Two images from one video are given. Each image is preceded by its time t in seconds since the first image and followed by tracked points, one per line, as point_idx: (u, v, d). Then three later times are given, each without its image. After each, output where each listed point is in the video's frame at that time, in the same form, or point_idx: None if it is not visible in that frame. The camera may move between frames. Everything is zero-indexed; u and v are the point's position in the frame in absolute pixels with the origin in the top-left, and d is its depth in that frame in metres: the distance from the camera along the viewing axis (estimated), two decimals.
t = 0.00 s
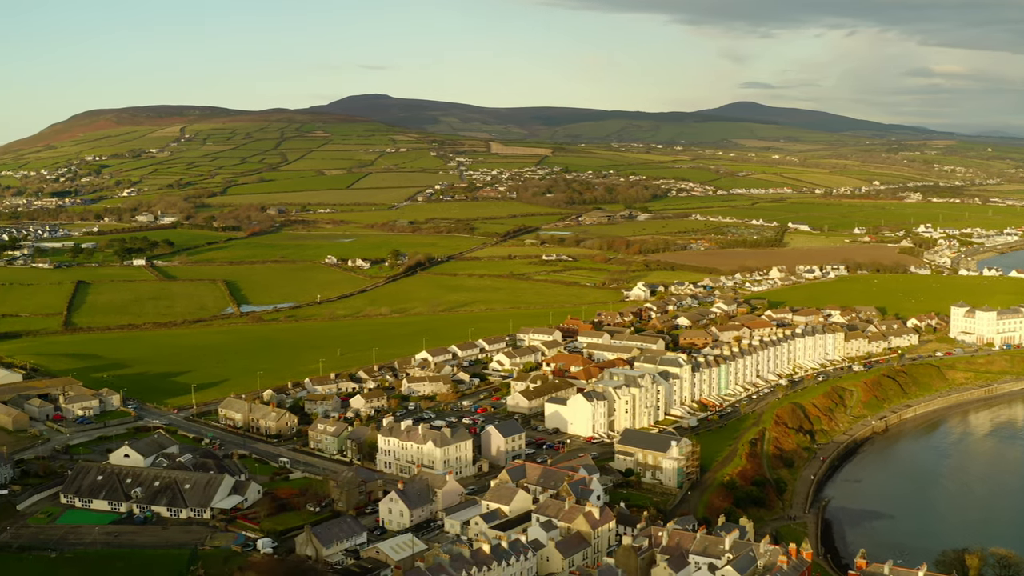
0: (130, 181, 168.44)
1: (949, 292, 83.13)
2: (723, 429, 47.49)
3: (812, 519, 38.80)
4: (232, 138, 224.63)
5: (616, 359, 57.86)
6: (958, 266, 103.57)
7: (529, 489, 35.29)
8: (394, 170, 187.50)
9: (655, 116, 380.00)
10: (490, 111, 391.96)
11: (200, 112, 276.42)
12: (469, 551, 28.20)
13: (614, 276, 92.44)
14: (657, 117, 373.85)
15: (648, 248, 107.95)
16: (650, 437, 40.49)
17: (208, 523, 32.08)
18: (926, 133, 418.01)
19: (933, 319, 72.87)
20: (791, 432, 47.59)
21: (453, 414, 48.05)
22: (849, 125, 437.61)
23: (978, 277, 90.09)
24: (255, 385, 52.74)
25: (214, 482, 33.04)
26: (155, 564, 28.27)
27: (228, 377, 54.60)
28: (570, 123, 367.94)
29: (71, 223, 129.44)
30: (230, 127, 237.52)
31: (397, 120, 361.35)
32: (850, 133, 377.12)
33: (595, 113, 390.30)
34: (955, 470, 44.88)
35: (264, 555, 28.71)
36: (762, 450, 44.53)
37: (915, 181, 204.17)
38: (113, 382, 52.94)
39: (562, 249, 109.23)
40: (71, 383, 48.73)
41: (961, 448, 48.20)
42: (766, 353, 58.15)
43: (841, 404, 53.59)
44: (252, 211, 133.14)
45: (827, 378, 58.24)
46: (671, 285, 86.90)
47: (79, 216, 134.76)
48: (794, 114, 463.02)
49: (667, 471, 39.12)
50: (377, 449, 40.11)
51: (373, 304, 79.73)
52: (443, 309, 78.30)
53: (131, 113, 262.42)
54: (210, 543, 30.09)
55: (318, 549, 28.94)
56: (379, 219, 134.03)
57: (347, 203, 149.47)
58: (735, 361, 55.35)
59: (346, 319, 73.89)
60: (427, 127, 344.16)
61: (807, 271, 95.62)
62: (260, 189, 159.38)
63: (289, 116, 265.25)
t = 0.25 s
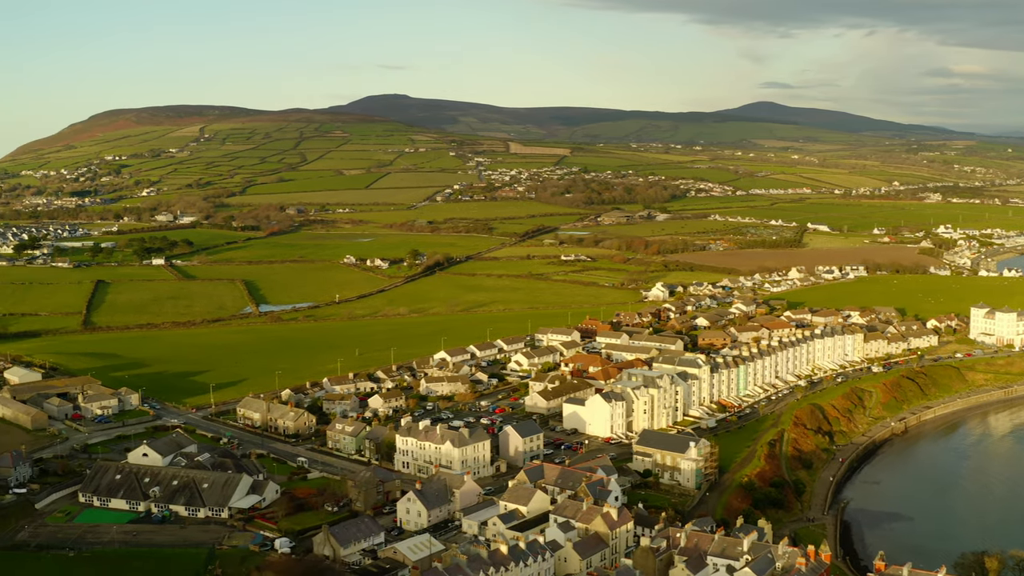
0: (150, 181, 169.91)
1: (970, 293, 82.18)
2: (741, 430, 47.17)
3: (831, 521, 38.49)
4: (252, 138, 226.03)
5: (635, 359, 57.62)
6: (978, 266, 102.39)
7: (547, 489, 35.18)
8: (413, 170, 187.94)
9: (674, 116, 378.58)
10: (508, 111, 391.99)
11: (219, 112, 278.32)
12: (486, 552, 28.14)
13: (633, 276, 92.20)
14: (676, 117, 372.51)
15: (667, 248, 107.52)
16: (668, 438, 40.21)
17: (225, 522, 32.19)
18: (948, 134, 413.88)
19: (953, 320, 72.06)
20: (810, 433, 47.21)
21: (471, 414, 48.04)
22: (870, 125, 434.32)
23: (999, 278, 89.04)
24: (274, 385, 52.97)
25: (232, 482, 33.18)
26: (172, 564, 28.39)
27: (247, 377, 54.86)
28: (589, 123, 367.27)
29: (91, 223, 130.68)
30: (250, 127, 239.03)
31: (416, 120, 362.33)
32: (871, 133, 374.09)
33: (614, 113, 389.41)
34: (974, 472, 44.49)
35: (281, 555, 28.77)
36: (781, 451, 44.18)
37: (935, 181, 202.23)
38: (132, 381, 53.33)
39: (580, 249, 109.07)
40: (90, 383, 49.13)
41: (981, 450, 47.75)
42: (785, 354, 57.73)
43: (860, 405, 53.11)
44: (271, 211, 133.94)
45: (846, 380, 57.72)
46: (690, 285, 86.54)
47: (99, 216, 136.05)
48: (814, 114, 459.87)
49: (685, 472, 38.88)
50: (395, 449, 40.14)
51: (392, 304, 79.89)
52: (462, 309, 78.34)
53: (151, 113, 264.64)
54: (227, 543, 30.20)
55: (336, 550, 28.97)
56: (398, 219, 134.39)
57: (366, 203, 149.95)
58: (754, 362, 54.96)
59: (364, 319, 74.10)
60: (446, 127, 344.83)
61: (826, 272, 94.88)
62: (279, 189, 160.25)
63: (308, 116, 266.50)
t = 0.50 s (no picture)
0: (170, 180, 171.31)
1: (991, 294, 81.17)
2: (760, 431, 46.86)
3: (850, 522, 38.14)
4: (272, 137, 227.34)
5: (653, 359, 57.36)
6: (1001, 267, 101.14)
7: (565, 490, 35.09)
8: (432, 170, 188.27)
9: (694, 115, 376.97)
10: (527, 111, 391.97)
11: (239, 112, 280.10)
12: (504, 552, 28.07)
13: (652, 276, 91.90)
14: (696, 117, 370.93)
15: (686, 249, 107.02)
16: (686, 439, 39.93)
17: (243, 521, 32.31)
18: (971, 134, 409.43)
19: (973, 321, 71.20)
20: (829, 435, 46.85)
21: (489, 414, 48.00)
22: (891, 126, 430.60)
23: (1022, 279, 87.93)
24: (292, 384, 53.20)
25: (250, 481, 33.30)
26: (190, 563, 28.53)
27: (266, 376, 55.14)
28: (608, 123, 366.39)
29: (111, 222, 131.88)
30: (270, 126, 240.39)
31: (435, 120, 363.08)
32: (892, 134, 370.76)
33: (633, 113, 388.34)
34: (995, 475, 43.98)
35: (300, 554, 28.89)
36: (799, 452, 43.82)
37: (956, 182, 200.17)
38: (151, 380, 53.71)
39: (599, 249, 108.81)
40: (109, 382, 49.54)
41: (1002, 452, 47.20)
42: (804, 354, 57.27)
43: (879, 407, 52.61)
44: (290, 211, 134.68)
45: (865, 381, 57.19)
46: (709, 286, 86.06)
47: (119, 215, 137.27)
48: (835, 114, 456.43)
49: (704, 472, 38.63)
50: (413, 449, 40.16)
51: (410, 304, 79.99)
52: (480, 309, 78.31)
53: (171, 113, 266.64)
54: (245, 542, 30.31)
55: (353, 549, 29.01)
56: (417, 219, 134.67)
57: (384, 203, 150.32)
58: (773, 362, 54.55)
59: (382, 319, 74.30)
60: (465, 127, 345.29)
61: (846, 272, 94.06)
62: (298, 189, 161.12)
63: (327, 115, 267.58)
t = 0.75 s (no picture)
0: (190, 180, 172.58)
1: (1013, 295, 80.14)
2: (779, 432, 46.50)
3: (869, 524, 37.79)
4: (291, 137, 228.47)
5: (672, 360, 57.08)
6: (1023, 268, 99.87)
7: (582, 491, 34.96)
8: (450, 170, 188.53)
9: (713, 115, 375.14)
10: (546, 111, 391.69)
11: (258, 112, 281.74)
12: (522, 553, 27.99)
13: (670, 277, 91.55)
14: (715, 117, 369.17)
15: (704, 249, 106.43)
16: (705, 440, 39.62)
17: (261, 521, 32.42)
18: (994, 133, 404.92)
19: (994, 322, 70.34)
20: (848, 436, 46.44)
21: (507, 414, 47.94)
22: (913, 126, 426.64)
23: None
24: (310, 383, 53.39)
25: (268, 481, 33.41)
26: (208, 562, 28.63)
27: (284, 376, 55.37)
28: (627, 123, 365.36)
29: (131, 222, 132.98)
30: (289, 126, 241.62)
31: (454, 119, 363.67)
32: (914, 134, 367.37)
33: (652, 113, 387.11)
34: (1016, 478, 43.48)
35: (317, 554, 28.93)
36: (818, 454, 43.45)
37: (977, 182, 198.03)
38: (170, 379, 54.05)
39: (618, 249, 108.52)
40: (128, 380, 49.91)
41: None
42: (823, 355, 56.79)
43: (898, 408, 52.11)
44: (309, 210, 135.31)
45: (885, 382, 56.65)
46: (727, 286, 85.55)
47: (138, 214, 138.38)
48: (855, 114, 452.93)
49: (722, 474, 38.33)
50: (431, 449, 40.15)
51: (429, 304, 80.06)
52: (499, 309, 78.28)
53: (191, 112, 268.63)
54: (263, 542, 30.38)
55: (371, 549, 29.04)
56: (436, 219, 134.88)
57: (403, 203, 150.63)
58: (792, 363, 54.12)
59: (400, 318, 74.43)
60: (484, 127, 345.57)
61: (865, 273, 93.23)
62: (317, 188, 161.89)
63: (346, 115, 268.59)
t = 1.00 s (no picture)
0: (209, 180, 173.75)
1: None
2: (798, 434, 46.13)
3: (888, 526, 37.43)
4: (310, 137, 229.50)
5: (690, 361, 56.78)
6: None
7: (600, 492, 34.84)
8: (469, 169, 188.71)
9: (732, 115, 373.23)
10: (565, 111, 391.30)
11: (278, 112, 283.24)
12: (539, 554, 27.90)
13: (689, 277, 91.17)
14: (734, 117, 367.36)
15: (723, 249, 105.90)
16: (723, 441, 39.37)
17: (279, 520, 32.52)
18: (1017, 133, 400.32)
19: (1015, 323, 69.45)
20: (867, 437, 46.05)
21: (525, 414, 47.91)
22: (935, 126, 422.48)
23: None
24: (328, 383, 53.58)
25: (286, 481, 33.52)
26: (226, 561, 28.73)
27: (303, 375, 55.59)
28: (646, 123, 364.26)
29: (150, 221, 134.01)
30: (308, 126, 242.75)
31: (472, 119, 364.12)
32: (936, 135, 363.86)
33: (671, 113, 385.64)
34: None
35: (334, 554, 28.97)
36: (838, 455, 43.08)
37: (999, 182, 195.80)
38: (189, 379, 54.39)
39: (636, 250, 108.18)
40: (146, 380, 50.28)
41: None
42: (843, 356, 56.28)
43: (918, 409, 51.59)
44: (328, 210, 135.90)
45: (904, 384, 56.09)
46: (746, 286, 85.01)
47: (159, 214, 139.45)
48: (876, 114, 449.32)
49: (740, 475, 38.02)
50: (449, 450, 40.14)
51: (447, 304, 80.13)
52: (517, 309, 78.23)
53: (211, 112, 270.53)
54: (281, 542, 30.48)
55: (388, 550, 29.05)
56: (454, 218, 135.01)
57: (421, 203, 150.88)
58: (811, 364, 53.67)
59: (419, 318, 74.55)
60: (502, 127, 345.70)
61: (884, 273, 92.41)
62: (336, 188, 162.57)
63: (365, 115, 269.50)
